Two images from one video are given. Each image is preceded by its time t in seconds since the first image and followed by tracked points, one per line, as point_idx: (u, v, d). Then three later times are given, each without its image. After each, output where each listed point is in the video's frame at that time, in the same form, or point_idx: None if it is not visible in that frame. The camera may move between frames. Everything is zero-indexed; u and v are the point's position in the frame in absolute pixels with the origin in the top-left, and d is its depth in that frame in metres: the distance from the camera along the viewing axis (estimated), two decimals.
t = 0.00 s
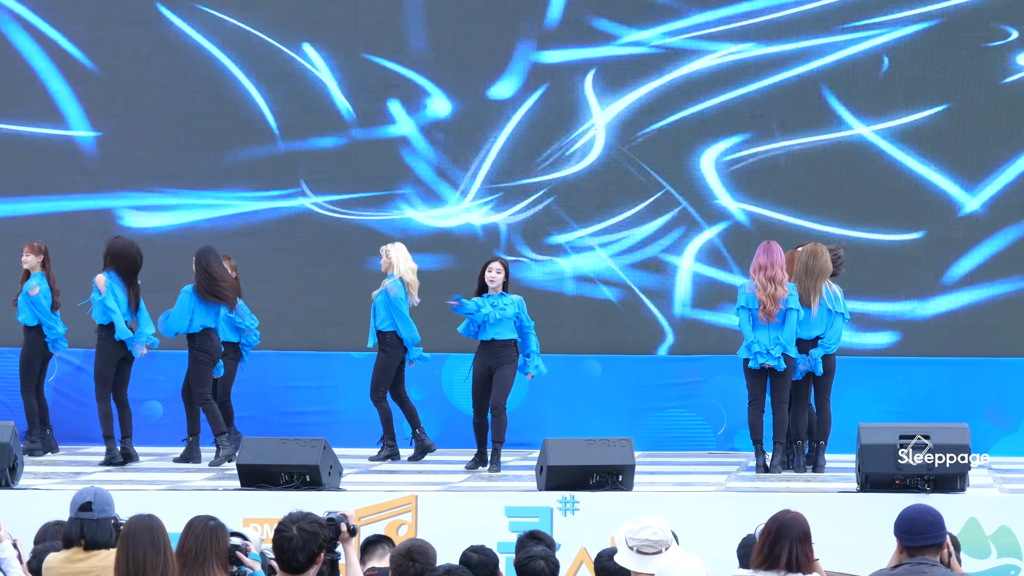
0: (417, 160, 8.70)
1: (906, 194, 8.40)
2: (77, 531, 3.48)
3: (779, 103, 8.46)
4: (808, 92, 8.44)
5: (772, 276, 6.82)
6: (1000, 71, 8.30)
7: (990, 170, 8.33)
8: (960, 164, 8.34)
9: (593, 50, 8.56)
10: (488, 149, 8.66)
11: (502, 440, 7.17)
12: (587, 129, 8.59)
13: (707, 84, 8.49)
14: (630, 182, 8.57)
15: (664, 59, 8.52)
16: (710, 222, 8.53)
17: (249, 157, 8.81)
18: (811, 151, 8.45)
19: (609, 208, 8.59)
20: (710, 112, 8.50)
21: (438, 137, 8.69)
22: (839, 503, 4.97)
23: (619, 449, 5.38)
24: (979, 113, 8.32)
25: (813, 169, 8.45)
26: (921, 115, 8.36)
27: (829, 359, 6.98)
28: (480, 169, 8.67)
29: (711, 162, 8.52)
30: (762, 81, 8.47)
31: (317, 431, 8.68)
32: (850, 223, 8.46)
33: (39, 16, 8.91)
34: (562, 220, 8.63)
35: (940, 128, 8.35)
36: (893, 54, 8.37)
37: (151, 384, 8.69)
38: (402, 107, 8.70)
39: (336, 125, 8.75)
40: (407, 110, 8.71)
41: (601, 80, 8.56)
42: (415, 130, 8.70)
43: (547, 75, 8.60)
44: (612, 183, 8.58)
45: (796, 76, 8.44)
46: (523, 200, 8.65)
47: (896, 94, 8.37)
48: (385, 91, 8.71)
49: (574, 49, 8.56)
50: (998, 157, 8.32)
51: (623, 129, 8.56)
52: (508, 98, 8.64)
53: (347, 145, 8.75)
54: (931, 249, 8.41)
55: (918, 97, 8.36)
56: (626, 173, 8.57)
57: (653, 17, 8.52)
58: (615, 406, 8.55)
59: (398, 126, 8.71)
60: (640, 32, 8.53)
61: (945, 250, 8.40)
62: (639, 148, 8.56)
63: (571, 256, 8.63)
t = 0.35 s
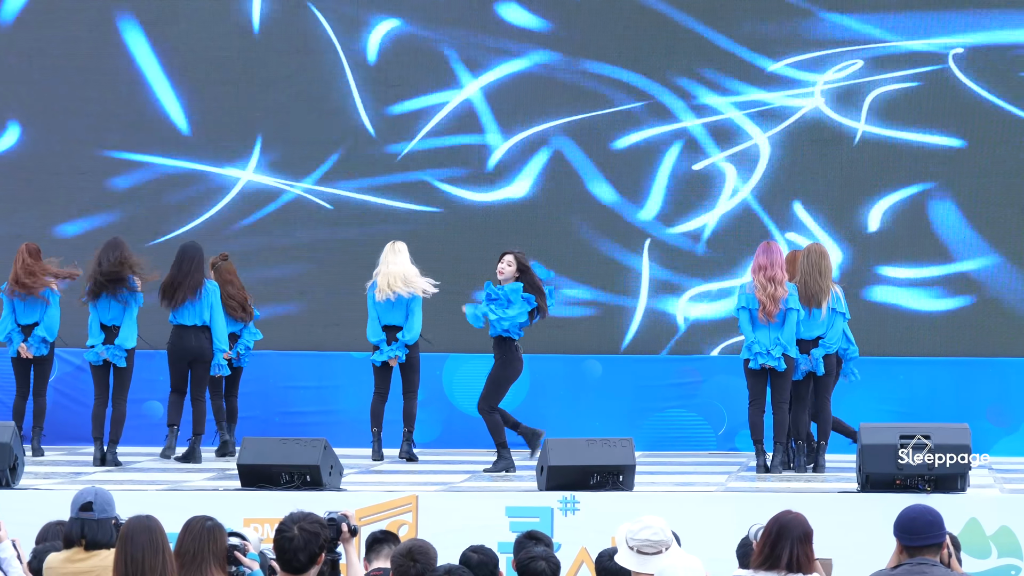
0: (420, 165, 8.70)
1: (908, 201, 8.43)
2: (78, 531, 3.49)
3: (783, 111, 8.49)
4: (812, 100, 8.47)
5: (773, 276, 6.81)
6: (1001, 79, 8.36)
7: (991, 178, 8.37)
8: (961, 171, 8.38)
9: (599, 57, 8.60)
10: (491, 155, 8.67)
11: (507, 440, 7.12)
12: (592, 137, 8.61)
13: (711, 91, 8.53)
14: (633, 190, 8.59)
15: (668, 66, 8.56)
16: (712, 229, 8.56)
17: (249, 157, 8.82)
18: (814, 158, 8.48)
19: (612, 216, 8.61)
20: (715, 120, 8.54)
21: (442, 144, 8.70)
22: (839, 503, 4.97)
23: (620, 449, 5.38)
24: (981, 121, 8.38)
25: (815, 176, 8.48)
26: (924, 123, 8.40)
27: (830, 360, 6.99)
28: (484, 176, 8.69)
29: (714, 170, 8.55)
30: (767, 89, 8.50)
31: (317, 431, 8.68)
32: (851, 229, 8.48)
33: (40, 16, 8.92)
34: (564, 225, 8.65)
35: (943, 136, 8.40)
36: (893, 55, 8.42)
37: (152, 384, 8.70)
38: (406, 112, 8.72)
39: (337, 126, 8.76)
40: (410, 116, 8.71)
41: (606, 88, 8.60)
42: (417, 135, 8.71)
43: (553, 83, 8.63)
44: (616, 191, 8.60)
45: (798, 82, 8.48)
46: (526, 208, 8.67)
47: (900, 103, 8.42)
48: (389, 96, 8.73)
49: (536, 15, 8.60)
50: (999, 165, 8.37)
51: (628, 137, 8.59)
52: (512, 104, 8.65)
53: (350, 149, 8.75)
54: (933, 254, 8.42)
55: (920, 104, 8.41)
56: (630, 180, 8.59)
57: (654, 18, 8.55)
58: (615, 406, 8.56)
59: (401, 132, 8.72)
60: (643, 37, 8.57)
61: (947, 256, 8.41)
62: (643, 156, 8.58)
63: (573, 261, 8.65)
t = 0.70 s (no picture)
0: (419, 171, 8.72)
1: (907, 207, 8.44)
2: (78, 531, 3.48)
3: (779, 121, 8.52)
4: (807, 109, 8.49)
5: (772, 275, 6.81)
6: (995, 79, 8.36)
7: (987, 180, 8.39)
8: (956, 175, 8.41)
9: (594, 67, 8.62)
10: (489, 166, 8.68)
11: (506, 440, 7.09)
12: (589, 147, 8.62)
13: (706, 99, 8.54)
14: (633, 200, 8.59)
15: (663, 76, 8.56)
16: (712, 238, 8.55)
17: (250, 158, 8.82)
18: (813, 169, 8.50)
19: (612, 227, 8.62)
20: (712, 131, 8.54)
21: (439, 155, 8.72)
22: (839, 503, 4.97)
23: (620, 449, 5.37)
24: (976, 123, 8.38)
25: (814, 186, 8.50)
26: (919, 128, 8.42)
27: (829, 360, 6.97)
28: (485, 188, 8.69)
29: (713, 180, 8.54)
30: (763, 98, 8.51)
31: (317, 431, 8.68)
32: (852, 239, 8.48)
33: (40, 16, 8.92)
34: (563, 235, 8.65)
35: (937, 143, 8.42)
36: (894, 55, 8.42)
37: (151, 384, 8.69)
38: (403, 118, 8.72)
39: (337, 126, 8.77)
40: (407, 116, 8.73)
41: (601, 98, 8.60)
42: (417, 137, 8.73)
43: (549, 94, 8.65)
44: (614, 202, 8.59)
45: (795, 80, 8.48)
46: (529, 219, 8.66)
47: (896, 107, 8.42)
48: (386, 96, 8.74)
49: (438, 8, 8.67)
50: (993, 169, 8.38)
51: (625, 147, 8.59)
52: (508, 113, 8.68)
53: (349, 156, 8.77)
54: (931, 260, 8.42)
55: (917, 107, 8.42)
56: (630, 181, 8.59)
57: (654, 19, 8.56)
58: (615, 406, 8.55)
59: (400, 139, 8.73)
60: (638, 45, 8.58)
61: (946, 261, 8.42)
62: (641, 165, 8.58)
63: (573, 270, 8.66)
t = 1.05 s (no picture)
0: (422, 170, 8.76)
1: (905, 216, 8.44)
2: (79, 531, 3.48)
3: (778, 118, 8.52)
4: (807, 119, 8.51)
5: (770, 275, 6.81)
6: (993, 86, 8.38)
7: (986, 184, 8.39)
8: (955, 183, 8.41)
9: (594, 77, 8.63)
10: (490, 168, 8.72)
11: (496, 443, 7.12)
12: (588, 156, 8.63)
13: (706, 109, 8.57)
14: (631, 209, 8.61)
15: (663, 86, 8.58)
16: (709, 247, 8.57)
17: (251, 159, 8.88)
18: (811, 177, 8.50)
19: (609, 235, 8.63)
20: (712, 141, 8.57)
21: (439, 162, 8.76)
22: (839, 503, 4.97)
23: (620, 449, 5.37)
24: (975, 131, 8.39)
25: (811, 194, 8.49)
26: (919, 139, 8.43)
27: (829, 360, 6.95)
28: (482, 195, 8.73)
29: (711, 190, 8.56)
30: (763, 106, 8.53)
31: (317, 431, 8.68)
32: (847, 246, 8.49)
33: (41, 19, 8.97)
34: (562, 240, 8.67)
35: (936, 148, 8.42)
36: (892, 56, 8.44)
37: (151, 384, 8.70)
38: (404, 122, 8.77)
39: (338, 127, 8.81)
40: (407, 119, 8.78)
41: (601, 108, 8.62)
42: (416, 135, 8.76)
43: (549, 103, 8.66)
44: (614, 208, 8.61)
45: (795, 83, 8.50)
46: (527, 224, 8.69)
47: (894, 105, 8.45)
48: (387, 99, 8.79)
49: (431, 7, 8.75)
50: (993, 165, 8.38)
51: (625, 157, 8.61)
52: (508, 115, 8.71)
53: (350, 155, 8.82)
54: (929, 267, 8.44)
55: (915, 111, 8.44)
56: (629, 179, 8.61)
57: (653, 21, 8.59)
58: (615, 406, 8.56)
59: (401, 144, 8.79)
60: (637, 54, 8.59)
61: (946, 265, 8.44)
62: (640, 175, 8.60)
63: (574, 274, 8.68)
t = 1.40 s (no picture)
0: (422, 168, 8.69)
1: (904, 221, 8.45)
2: (79, 532, 3.48)
3: (778, 114, 8.48)
4: (810, 121, 8.48)
5: (769, 275, 6.82)
6: (992, 90, 8.39)
7: (986, 180, 8.39)
8: (954, 186, 8.40)
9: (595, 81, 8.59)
10: (489, 165, 8.65)
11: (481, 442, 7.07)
12: (589, 160, 8.60)
13: (709, 113, 8.51)
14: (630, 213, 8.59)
15: (663, 85, 8.53)
16: (709, 247, 8.57)
17: (249, 158, 8.81)
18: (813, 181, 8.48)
19: (609, 239, 8.61)
20: (714, 144, 8.53)
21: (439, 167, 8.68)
22: (839, 503, 4.97)
23: (619, 449, 5.37)
24: (975, 133, 8.39)
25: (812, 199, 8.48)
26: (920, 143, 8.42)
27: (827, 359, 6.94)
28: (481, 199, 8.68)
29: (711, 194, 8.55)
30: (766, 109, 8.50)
31: (317, 431, 8.68)
32: (846, 249, 8.50)
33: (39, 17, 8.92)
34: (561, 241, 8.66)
35: (936, 144, 8.42)
36: (893, 56, 8.44)
37: (151, 384, 8.70)
38: (403, 122, 8.70)
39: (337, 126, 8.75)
40: (407, 119, 8.71)
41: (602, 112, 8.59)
42: (416, 133, 8.69)
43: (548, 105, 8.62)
44: (614, 204, 8.59)
45: (796, 82, 8.46)
46: (526, 230, 8.65)
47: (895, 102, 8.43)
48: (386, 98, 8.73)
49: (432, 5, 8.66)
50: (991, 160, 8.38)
51: (624, 153, 8.58)
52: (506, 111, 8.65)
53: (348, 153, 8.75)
54: (925, 268, 8.46)
55: (915, 113, 8.43)
56: (629, 175, 8.58)
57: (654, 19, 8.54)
58: (615, 406, 8.56)
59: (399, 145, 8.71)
60: (638, 57, 8.54)
61: (942, 269, 8.44)
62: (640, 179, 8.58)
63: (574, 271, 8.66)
